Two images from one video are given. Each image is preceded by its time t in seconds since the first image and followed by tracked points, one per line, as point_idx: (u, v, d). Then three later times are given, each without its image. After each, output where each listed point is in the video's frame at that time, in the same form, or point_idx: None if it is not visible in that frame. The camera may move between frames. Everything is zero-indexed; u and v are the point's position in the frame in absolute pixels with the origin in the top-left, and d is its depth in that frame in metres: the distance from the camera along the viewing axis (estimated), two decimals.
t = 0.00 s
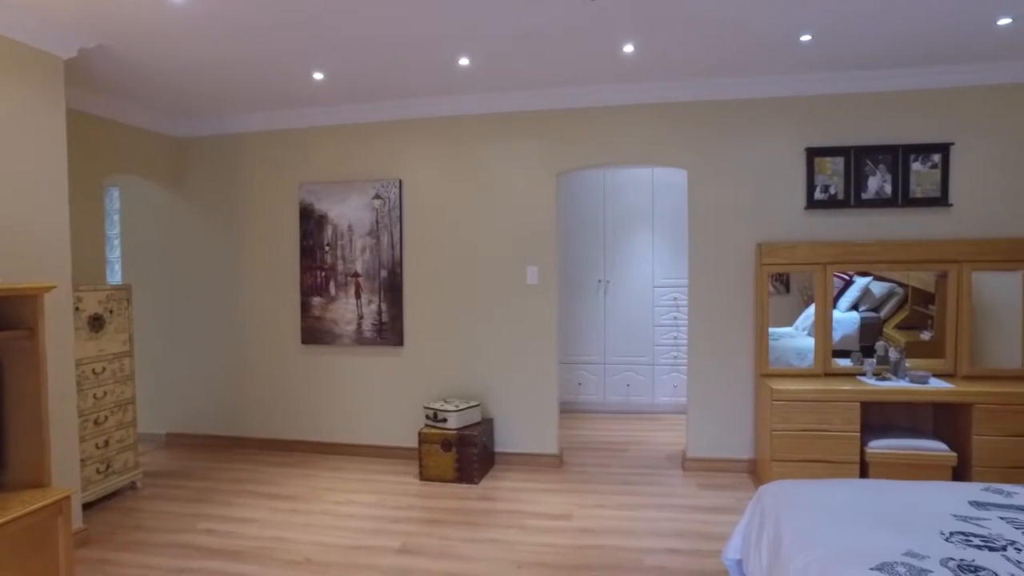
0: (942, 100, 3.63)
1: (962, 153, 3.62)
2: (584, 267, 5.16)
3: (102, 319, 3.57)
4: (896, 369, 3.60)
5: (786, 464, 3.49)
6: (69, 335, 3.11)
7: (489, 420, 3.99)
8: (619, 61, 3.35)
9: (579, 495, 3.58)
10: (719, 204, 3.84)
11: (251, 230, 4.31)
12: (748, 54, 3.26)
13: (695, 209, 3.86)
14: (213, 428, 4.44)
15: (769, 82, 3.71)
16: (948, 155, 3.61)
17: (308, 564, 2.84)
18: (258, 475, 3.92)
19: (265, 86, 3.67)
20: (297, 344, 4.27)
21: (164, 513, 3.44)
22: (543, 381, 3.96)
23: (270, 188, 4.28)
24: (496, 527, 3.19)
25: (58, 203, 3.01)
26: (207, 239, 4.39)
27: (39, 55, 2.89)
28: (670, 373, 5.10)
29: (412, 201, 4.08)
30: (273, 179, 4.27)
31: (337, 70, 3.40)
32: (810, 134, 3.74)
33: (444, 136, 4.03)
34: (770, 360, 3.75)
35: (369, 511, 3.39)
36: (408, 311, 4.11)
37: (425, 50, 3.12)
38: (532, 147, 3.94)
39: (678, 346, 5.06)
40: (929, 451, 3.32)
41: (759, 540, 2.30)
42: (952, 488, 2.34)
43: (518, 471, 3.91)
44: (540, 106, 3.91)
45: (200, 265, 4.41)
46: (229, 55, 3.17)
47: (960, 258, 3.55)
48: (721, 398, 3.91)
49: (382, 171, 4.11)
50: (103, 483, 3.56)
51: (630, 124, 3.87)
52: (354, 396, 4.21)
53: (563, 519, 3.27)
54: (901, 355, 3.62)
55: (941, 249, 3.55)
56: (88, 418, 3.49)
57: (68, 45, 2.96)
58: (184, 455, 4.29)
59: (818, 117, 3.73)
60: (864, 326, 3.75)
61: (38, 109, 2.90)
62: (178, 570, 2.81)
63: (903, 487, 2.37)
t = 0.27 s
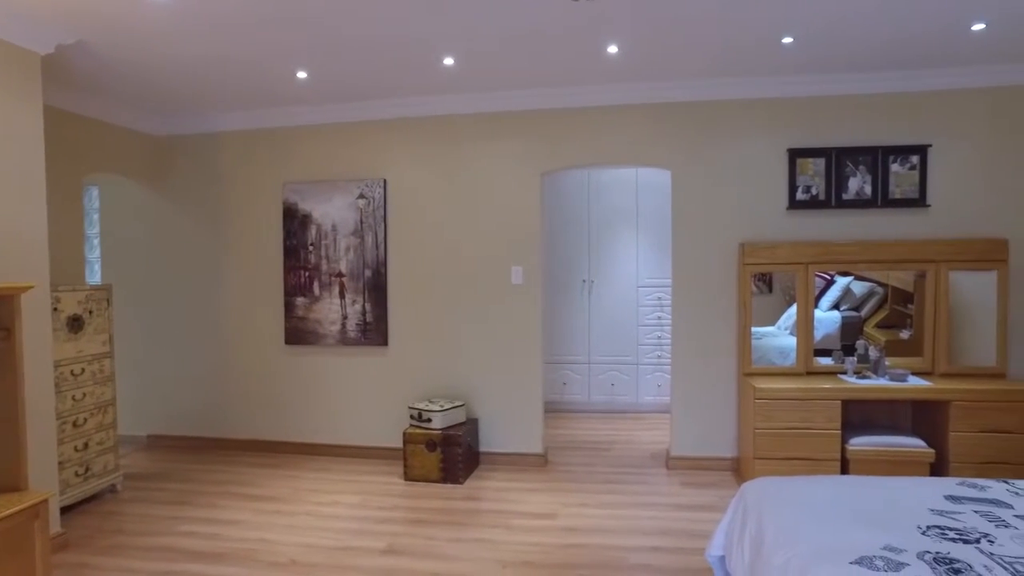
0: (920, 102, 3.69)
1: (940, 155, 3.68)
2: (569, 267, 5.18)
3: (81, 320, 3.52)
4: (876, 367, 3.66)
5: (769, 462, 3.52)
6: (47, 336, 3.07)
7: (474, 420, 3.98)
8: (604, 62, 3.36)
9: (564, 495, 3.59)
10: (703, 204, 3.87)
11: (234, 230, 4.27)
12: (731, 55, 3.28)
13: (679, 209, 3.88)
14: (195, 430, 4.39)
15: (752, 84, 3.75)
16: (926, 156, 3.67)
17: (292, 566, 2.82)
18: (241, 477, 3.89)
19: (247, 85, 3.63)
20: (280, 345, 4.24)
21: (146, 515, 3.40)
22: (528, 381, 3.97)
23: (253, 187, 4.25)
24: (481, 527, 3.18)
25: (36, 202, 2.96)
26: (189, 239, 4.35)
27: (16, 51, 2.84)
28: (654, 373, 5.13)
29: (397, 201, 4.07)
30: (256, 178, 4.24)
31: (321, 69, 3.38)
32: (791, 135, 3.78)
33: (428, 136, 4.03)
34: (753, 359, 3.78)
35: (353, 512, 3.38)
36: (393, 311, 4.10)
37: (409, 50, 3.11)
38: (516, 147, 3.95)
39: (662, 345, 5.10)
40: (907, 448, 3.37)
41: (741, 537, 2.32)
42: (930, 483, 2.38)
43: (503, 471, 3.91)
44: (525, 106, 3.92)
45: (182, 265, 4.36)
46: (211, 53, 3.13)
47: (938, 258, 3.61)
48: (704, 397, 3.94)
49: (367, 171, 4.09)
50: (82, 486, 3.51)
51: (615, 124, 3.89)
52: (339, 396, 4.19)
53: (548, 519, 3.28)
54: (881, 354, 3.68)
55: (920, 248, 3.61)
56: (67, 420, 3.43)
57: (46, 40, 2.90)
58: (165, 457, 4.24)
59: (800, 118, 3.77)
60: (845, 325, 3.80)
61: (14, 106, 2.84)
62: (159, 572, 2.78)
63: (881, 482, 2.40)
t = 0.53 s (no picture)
0: (898, 105, 3.74)
1: (917, 157, 3.74)
2: (553, 267, 5.19)
3: (59, 320, 3.47)
4: (856, 365, 3.67)
5: (751, 459, 3.56)
6: (24, 337, 3.02)
7: (458, 420, 3.98)
8: (588, 63, 3.37)
9: (548, 494, 3.60)
10: (685, 205, 3.89)
11: (216, 229, 4.24)
12: (713, 56, 3.31)
13: (662, 209, 3.91)
14: (176, 431, 4.35)
15: (734, 85, 3.78)
16: (904, 158, 3.73)
17: (275, 567, 2.80)
18: (224, 478, 3.85)
19: (229, 83, 3.60)
20: (263, 345, 4.21)
21: (126, 518, 3.36)
22: (512, 380, 3.97)
23: (236, 187, 4.21)
24: (465, 527, 3.18)
25: (13, 200, 2.91)
26: (170, 238, 4.30)
27: None
28: (638, 372, 5.16)
29: (381, 200, 4.06)
30: (238, 177, 4.20)
31: (304, 68, 3.37)
32: (773, 136, 3.82)
33: (413, 135, 4.02)
34: (735, 358, 3.81)
35: (337, 513, 3.36)
36: (377, 311, 4.08)
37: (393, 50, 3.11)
38: (500, 147, 3.95)
39: (645, 344, 5.13)
40: (886, 445, 3.42)
41: (724, 534, 2.34)
42: (907, 478, 2.42)
43: (488, 471, 3.91)
44: (508, 106, 3.92)
45: (163, 265, 4.32)
46: (192, 50, 3.10)
47: (915, 257, 3.66)
48: (687, 396, 3.96)
49: (351, 170, 4.08)
50: (59, 489, 3.45)
51: (598, 125, 3.91)
52: (323, 396, 4.17)
53: (532, 518, 3.28)
54: (861, 352, 3.71)
55: (898, 249, 3.67)
56: (44, 422, 3.38)
57: (22, 36, 2.85)
58: (146, 459, 4.19)
59: (781, 120, 3.81)
60: (826, 325, 3.83)
61: None
62: None
63: (860, 478, 2.44)
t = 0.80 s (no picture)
0: (876, 107, 3.80)
1: (896, 158, 3.80)
2: (537, 267, 5.20)
3: (36, 321, 3.42)
4: (836, 364, 3.72)
5: (733, 457, 3.59)
6: None
7: (442, 420, 3.98)
8: (571, 63, 3.39)
9: (532, 493, 3.60)
10: (668, 205, 3.92)
11: (198, 229, 4.20)
12: (695, 58, 3.34)
13: (645, 209, 3.93)
14: (157, 433, 4.31)
15: (715, 86, 3.81)
16: (883, 159, 3.78)
17: (258, 569, 2.78)
18: (206, 480, 3.82)
19: (210, 82, 3.57)
20: (246, 346, 4.18)
21: (105, 522, 3.31)
22: (496, 380, 3.98)
23: (217, 186, 4.18)
24: (450, 526, 3.18)
25: None
26: (150, 238, 4.25)
27: None
28: (622, 371, 5.18)
29: (364, 200, 4.04)
30: (220, 177, 4.17)
31: (287, 67, 3.35)
32: (754, 137, 3.86)
33: (396, 135, 4.01)
34: (718, 357, 3.84)
35: (321, 514, 3.35)
36: (361, 311, 4.07)
37: (376, 49, 3.10)
38: (484, 147, 3.96)
39: (629, 344, 5.16)
40: (865, 442, 3.47)
41: (705, 531, 2.36)
42: (884, 474, 2.46)
43: (472, 470, 3.91)
44: (492, 106, 3.92)
45: (143, 264, 4.27)
46: (173, 48, 3.07)
47: (894, 257, 3.72)
48: (671, 395, 3.99)
49: (334, 170, 4.06)
50: (36, 493, 3.40)
51: (581, 125, 3.92)
52: (306, 397, 4.15)
53: (516, 517, 3.29)
54: (841, 351, 3.75)
55: (877, 249, 3.72)
56: (20, 425, 3.33)
57: None
58: (126, 462, 4.14)
59: (762, 121, 3.85)
60: (807, 324, 3.87)
61: None
62: None
63: (839, 474, 2.47)
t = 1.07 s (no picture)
0: (857, 109, 3.85)
1: (877, 159, 3.85)
2: (522, 267, 5.21)
3: (14, 321, 3.37)
4: (819, 363, 3.76)
5: (718, 456, 3.62)
6: None
7: (428, 420, 3.97)
8: (557, 64, 3.40)
9: (518, 492, 3.61)
10: (653, 205, 3.94)
11: (180, 228, 4.16)
12: (680, 59, 3.36)
13: (630, 209, 3.95)
14: (139, 435, 4.26)
15: (699, 88, 3.84)
16: (864, 160, 3.83)
17: (241, 571, 2.76)
18: (189, 482, 3.78)
19: (194, 80, 3.54)
20: (230, 347, 4.15)
21: (85, 525, 3.27)
22: (482, 380, 3.98)
23: (200, 185, 4.14)
24: (436, 527, 3.17)
25: None
26: (132, 238, 4.21)
27: None
28: (607, 371, 5.20)
29: (350, 200, 4.02)
30: (203, 176, 4.13)
31: (271, 66, 3.33)
32: (738, 138, 3.89)
33: (382, 135, 4.00)
34: (703, 357, 3.87)
35: (306, 515, 3.33)
36: (346, 312, 4.05)
37: (361, 48, 3.10)
38: (470, 147, 3.96)
39: (614, 344, 5.18)
40: (847, 440, 3.51)
41: (689, 529, 2.37)
42: (865, 470, 2.49)
43: (458, 471, 3.91)
44: (478, 106, 3.93)
45: (125, 265, 4.22)
46: (155, 46, 3.04)
47: (875, 257, 3.77)
48: (656, 394, 4.01)
49: (319, 170, 4.04)
50: (13, 496, 3.35)
51: (566, 126, 3.94)
52: (291, 398, 4.12)
53: (502, 517, 3.29)
54: (824, 350, 3.79)
55: (859, 249, 3.77)
56: None
57: None
58: (107, 464, 4.09)
59: (746, 122, 3.88)
60: (790, 323, 3.91)
61: None
62: None
63: (821, 471, 2.50)
